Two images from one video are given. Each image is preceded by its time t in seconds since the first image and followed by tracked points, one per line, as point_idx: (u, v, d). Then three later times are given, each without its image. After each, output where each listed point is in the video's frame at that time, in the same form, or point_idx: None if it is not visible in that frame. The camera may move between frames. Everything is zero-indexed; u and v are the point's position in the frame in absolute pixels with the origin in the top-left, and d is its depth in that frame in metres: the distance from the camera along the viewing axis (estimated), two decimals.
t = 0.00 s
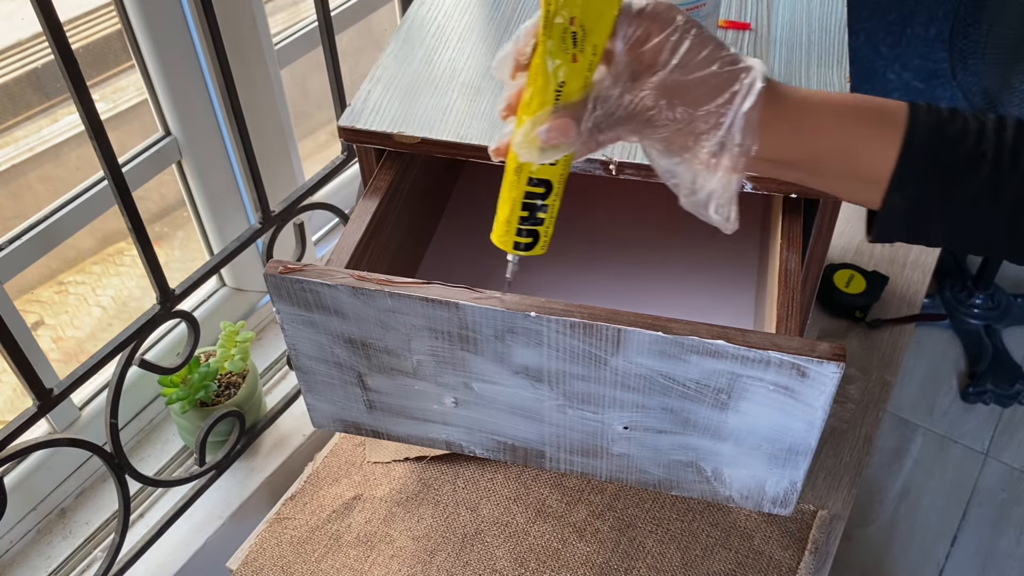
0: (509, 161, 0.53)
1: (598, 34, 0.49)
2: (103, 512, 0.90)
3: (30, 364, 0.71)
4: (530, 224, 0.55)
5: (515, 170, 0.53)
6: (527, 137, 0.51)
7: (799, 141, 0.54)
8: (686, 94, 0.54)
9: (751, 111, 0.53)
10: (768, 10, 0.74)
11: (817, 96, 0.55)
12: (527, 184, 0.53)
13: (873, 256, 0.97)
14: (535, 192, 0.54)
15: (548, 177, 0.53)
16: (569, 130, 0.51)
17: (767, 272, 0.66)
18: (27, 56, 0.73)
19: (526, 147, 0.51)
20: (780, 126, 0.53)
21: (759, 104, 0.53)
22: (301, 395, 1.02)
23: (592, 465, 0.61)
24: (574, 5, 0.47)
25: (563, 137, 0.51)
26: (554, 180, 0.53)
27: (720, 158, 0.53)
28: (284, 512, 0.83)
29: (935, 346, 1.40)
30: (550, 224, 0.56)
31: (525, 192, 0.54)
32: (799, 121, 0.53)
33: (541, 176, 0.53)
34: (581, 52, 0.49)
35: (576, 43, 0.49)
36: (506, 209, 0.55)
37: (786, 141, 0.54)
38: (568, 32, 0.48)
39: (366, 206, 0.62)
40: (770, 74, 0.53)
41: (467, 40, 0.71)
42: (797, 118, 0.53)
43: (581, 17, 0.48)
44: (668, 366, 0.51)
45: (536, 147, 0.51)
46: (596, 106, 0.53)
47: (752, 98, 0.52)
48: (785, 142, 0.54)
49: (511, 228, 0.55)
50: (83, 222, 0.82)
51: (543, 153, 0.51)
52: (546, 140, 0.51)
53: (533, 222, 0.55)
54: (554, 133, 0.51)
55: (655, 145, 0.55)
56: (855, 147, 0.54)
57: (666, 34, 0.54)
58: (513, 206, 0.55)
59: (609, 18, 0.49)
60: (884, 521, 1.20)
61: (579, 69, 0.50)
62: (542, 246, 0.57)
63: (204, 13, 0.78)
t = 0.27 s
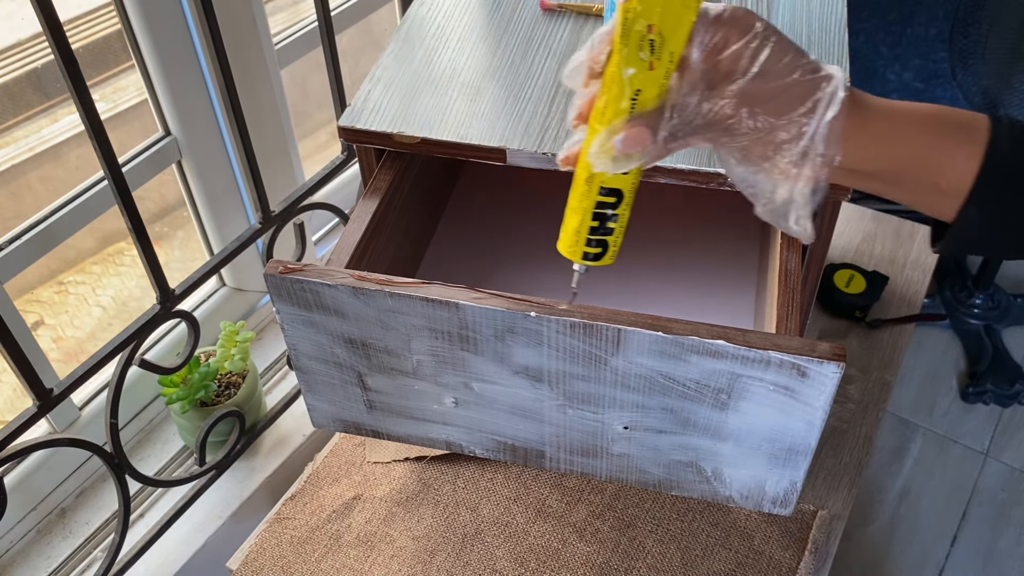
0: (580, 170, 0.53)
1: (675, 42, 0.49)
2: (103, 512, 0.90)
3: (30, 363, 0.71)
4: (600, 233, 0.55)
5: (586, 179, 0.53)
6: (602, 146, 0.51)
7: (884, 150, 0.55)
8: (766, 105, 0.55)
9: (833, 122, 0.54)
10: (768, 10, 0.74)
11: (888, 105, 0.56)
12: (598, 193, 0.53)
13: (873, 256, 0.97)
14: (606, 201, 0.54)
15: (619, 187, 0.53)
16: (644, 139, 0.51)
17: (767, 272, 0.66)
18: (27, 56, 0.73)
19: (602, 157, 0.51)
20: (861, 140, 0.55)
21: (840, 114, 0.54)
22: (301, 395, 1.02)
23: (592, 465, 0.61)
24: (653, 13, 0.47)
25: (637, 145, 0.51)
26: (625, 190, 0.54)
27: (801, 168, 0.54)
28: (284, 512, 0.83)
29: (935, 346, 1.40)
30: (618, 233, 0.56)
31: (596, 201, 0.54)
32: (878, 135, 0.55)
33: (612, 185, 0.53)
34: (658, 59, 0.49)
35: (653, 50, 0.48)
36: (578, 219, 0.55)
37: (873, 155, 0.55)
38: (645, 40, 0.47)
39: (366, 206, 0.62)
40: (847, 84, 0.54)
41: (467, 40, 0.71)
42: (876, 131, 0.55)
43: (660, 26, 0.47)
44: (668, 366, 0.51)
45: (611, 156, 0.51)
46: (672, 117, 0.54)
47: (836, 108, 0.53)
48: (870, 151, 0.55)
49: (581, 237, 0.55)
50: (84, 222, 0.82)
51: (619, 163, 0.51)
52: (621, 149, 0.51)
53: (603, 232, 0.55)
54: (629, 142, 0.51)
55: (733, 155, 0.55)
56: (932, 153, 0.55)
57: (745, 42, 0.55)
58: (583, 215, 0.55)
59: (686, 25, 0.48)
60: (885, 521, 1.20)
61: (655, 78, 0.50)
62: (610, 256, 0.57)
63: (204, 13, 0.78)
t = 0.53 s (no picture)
0: (659, 180, 0.50)
1: (762, 51, 0.46)
2: (103, 512, 0.90)
3: (30, 363, 0.70)
4: (678, 245, 0.52)
5: (667, 191, 0.50)
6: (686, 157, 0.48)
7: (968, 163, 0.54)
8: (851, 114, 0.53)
9: (924, 134, 0.53)
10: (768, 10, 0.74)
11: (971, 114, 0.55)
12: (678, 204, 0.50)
13: (873, 256, 0.97)
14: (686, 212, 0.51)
15: (700, 198, 0.50)
16: (730, 152, 0.49)
17: (767, 272, 0.66)
18: (27, 56, 0.73)
19: (685, 170, 0.49)
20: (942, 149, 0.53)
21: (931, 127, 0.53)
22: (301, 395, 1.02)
23: (591, 465, 0.61)
24: (742, 24, 0.44)
25: (721, 157, 0.49)
26: (705, 200, 0.51)
27: (890, 180, 0.53)
28: (284, 512, 0.83)
29: (935, 346, 1.40)
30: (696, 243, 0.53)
31: (676, 214, 0.51)
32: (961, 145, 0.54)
33: (693, 196, 0.50)
34: (744, 70, 0.46)
35: (739, 61, 0.46)
36: (654, 230, 0.52)
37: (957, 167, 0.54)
38: (731, 50, 0.45)
39: (366, 205, 0.62)
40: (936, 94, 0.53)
41: (467, 40, 0.71)
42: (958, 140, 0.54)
43: (748, 36, 0.45)
44: (668, 366, 0.51)
45: (695, 167, 0.48)
46: (756, 126, 0.51)
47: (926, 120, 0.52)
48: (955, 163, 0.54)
49: (658, 250, 0.52)
50: (84, 222, 0.82)
51: (702, 176, 0.49)
52: (705, 161, 0.48)
53: (681, 243, 0.52)
54: (714, 152, 0.48)
55: (818, 167, 0.54)
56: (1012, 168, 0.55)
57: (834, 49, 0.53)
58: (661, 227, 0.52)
59: (772, 34, 0.46)
60: (885, 521, 1.20)
61: (741, 88, 0.47)
62: (687, 267, 0.54)
63: (204, 14, 0.78)
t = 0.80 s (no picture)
0: (739, 194, 0.50)
1: (845, 66, 0.46)
2: (103, 512, 0.90)
3: (30, 363, 0.70)
4: (755, 259, 0.52)
5: (746, 205, 0.50)
6: (767, 172, 0.48)
7: None
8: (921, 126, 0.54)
9: (1013, 149, 0.54)
10: (768, 10, 0.74)
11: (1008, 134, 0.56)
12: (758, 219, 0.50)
13: (873, 256, 0.97)
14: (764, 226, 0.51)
15: (780, 212, 0.50)
16: (813, 166, 0.48)
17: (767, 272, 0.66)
18: (27, 56, 0.73)
19: (767, 185, 0.48)
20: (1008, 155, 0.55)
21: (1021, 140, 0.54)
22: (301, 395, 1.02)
23: (591, 465, 0.61)
24: (827, 38, 0.44)
25: (806, 172, 0.48)
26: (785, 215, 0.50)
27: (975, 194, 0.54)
28: (284, 512, 0.82)
29: (935, 346, 1.40)
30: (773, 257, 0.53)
31: (754, 229, 0.50)
32: None
33: (773, 211, 0.50)
34: (827, 84, 0.46)
35: (823, 75, 0.45)
36: (732, 245, 0.52)
37: None
38: (814, 65, 0.44)
39: (366, 205, 0.62)
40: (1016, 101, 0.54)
41: (467, 40, 0.71)
42: None
43: (833, 51, 0.44)
44: (668, 366, 0.51)
45: (777, 182, 0.48)
46: (839, 141, 0.51)
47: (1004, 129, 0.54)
48: None
49: (735, 264, 0.52)
50: (84, 222, 0.82)
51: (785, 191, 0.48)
52: (788, 176, 0.48)
53: (759, 257, 0.52)
54: (797, 167, 0.48)
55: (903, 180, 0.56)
56: None
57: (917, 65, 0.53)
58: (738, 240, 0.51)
59: (856, 48, 0.45)
60: (885, 521, 1.20)
61: (824, 103, 0.46)
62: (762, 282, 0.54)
63: (204, 14, 0.78)
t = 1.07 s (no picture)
0: (804, 216, 0.49)
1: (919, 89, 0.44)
2: (103, 512, 0.90)
3: (30, 363, 0.70)
4: (819, 280, 0.51)
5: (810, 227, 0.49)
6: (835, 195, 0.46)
7: None
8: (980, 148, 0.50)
9: None
10: (768, 10, 0.74)
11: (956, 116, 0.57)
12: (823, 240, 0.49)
13: (873, 256, 0.94)
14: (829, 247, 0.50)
15: (845, 234, 0.49)
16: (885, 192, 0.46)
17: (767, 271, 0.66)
18: (27, 56, 0.73)
19: (835, 210, 0.46)
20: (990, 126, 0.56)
21: None
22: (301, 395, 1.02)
23: (591, 465, 0.61)
24: (901, 58, 0.42)
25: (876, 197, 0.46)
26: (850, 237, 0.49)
27: None
28: (284, 512, 0.82)
29: (935, 346, 1.40)
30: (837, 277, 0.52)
31: (818, 250, 0.49)
32: None
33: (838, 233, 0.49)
34: (899, 107, 0.44)
35: (896, 97, 0.44)
36: (796, 265, 0.51)
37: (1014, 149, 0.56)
38: (886, 86, 0.43)
39: (366, 205, 0.62)
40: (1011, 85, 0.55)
41: (467, 40, 0.71)
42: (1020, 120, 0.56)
43: (907, 72, 0.43)
44: (668, 366, 0.51)
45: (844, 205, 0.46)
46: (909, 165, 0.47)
47: None
48: None
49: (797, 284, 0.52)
50: (84, 222, 0.82)
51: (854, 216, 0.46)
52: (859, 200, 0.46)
53: (822, 278, 0.51)
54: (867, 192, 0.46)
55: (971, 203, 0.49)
56: None
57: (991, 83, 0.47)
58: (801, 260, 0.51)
59: (929, 70, 0.44)
60: (885, 521, 1.20)
61: (895, 125, 0.45)
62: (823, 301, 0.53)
63: (204, 14, 0.78)
